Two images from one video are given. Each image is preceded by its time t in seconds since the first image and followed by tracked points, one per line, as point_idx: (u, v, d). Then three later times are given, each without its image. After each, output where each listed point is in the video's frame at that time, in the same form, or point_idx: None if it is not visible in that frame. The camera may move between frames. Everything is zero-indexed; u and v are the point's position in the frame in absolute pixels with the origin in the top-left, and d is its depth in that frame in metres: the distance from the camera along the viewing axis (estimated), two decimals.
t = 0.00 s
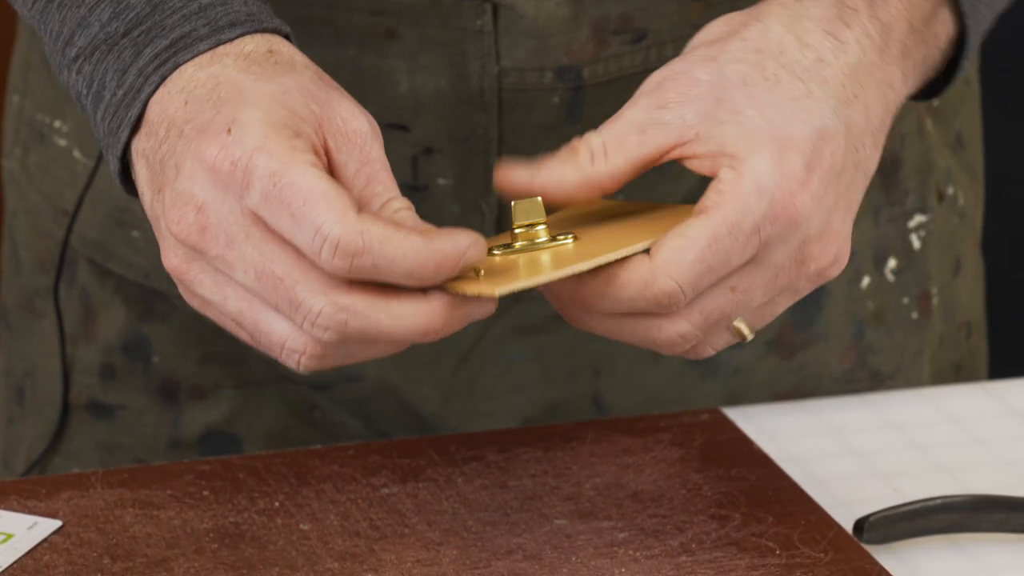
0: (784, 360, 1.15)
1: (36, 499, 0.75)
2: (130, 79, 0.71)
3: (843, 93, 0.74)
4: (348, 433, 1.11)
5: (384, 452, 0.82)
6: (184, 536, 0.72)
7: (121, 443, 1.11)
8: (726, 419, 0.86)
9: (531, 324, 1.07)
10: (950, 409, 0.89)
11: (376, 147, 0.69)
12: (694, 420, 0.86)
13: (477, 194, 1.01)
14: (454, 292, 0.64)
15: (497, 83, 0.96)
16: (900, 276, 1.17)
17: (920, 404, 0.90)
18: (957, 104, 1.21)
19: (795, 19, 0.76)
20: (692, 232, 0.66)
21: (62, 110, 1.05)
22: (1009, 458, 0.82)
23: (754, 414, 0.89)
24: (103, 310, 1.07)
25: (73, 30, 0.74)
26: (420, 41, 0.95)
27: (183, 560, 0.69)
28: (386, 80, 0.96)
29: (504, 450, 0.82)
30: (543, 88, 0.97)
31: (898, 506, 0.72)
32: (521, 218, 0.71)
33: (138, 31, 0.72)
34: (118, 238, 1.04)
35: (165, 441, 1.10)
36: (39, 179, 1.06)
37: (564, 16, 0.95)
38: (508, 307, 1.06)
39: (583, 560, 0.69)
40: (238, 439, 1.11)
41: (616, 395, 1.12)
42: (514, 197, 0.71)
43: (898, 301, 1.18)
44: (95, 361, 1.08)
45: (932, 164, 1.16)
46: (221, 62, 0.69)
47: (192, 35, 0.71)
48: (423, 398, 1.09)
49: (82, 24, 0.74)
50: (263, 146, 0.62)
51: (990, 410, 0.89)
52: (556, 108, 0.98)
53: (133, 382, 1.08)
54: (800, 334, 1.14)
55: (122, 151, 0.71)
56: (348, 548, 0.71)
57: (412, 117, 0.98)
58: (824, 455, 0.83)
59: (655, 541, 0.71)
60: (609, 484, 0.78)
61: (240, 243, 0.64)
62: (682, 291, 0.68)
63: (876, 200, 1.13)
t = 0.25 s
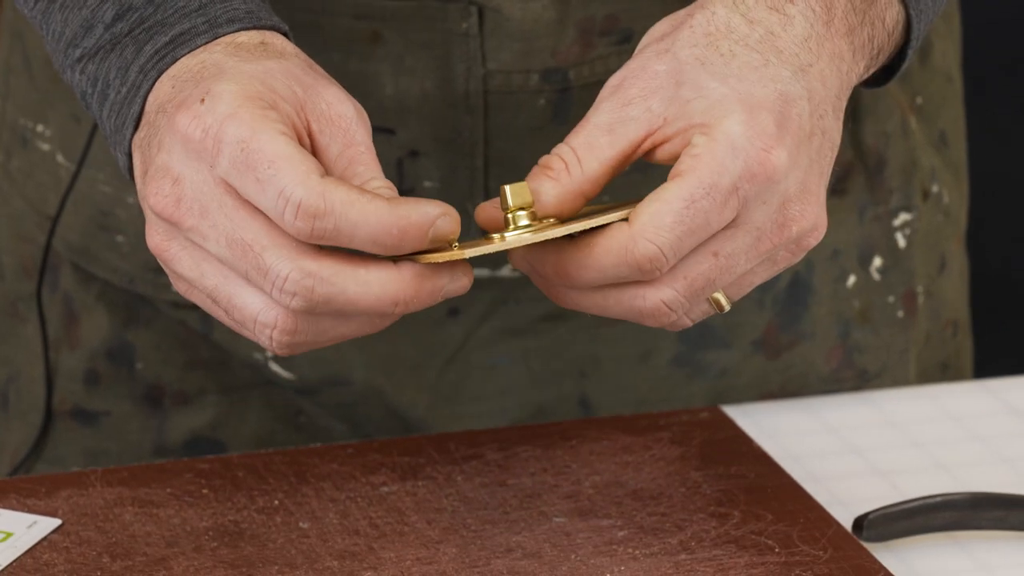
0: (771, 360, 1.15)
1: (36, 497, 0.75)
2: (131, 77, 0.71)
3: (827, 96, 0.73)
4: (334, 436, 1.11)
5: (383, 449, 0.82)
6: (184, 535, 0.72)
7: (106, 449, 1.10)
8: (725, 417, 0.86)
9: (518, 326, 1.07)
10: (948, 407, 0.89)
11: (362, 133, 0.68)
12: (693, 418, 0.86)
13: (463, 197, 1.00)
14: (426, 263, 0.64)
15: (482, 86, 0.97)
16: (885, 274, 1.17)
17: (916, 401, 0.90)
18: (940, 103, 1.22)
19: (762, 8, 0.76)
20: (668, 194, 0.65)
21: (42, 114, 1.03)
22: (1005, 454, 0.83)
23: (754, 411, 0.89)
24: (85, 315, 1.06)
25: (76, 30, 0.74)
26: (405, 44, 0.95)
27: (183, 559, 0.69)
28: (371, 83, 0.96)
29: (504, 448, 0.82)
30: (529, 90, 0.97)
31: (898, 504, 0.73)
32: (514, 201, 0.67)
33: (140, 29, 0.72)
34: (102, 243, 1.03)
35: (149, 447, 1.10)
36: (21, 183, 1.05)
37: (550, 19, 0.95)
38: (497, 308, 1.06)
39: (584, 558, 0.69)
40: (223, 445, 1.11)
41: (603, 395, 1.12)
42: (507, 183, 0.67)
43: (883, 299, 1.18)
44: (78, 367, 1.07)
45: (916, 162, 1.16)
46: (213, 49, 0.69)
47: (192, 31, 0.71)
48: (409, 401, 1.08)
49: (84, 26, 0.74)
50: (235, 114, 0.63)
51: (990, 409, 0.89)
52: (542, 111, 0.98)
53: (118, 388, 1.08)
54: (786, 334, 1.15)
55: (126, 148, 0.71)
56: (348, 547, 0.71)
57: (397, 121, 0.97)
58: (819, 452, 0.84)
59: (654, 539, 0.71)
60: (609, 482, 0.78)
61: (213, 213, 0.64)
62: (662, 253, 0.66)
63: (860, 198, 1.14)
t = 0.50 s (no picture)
0: (769, 360, 1.15)
1: (37, 496, 0.75)
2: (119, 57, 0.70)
3: (836, 89, 0.72)
4: (332, 437, 1.11)
5: (384, 449, 0.82)
6: (185, 534, 0.72)
7: (104, 451, 1.10)
8: (725, 417, 0.86)
9: (517, 326, 1.07)
10: (947, 407, 0.89)
11: (354, 114, 0.66)
12: (694, 418, 0.86)
13: (462, 198, 1.01)
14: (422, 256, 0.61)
15: (481, 86, 0.96)
16: (883, 274, 1.17)
17: (915, 400, 0.90)
18: (937, 102, 1.22)
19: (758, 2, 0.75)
20: (657, 163, 0.63)
21: (39, 115, 1.03)
22: (1005, 454, 0.83)
23: (754, 410, 0.89)
24: (82, 317, 1.06)
25: (65, 11, 0.74)
26: (404, 44, 0.94)
27: (184, 558, 0.69)
28: (370, 83, 0.96)
29: (504, 448, 0.82)
30: (527, 90, 0.97)
31: (899, 503, 0.73)
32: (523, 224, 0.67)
33: (127, 10, 0.71)
34: (100, 245, 1.03)
35: (148, 449, 1.10)
36: (18, 185, 1.04)
37: (550, 19, 0.95)
38: (495, 309, 1.06)
39: (584, 557, 0.69)
40: (221, 446, 1.11)
41: (602, 395, 1.12)
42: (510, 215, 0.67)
43: (882, 299, 1.18)
44: (76, 369, 1.07)
45: (914, 161, 1.16)
46: (201, 31, 0.69)
47: (179, 11, 0.70)
48: (408, 402, 1.08)
49: (71, 7, 0.73)
50: (227, 98, 0.61)
51: (990, 409, 0.89)
52: (541, 111, 0.98)
53: (116, 389, 1.08)
54: (785, 334, 1.15)
55: (114, 128, 0.70)
56: (349, 546, 0.71)
57: (395, 122, 0.97)
58: (820, 452, 0.84)
59: (655, 538, 0.71)
60: (610, 481, 0.78)
61: (198, 194, 0.61)
62: (658, 220, 0.63)
63: (858, 198, 1.14)
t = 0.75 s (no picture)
0: (770, 360, 1.15)
1: (38, 495, 0.75)
2: (116, 39, 0.71)
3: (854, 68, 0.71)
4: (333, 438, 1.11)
5: (386, 447, 0.82)
6: (187, 532, 0.72)
7: (104, 452, 1.10)
8: (726, 415, 0.86)
9: (517, 327, 1.07)
10: (950, 406, 0.89)
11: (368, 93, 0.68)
12: (696, 417, 0.86)
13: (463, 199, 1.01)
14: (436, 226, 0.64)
15: (483, 87, 0.96)
16: (884, 274, 1.17)
17: (918, 399, 0.90)
18: (937, 102, 1.22)
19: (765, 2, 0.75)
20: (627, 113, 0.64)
21: (39, 117, 1.03)
22: (1007, 452, 0.83)
23: (756, 409, 0.89)
24: (82, 318, 1.06)
25: None
26: (406, 44, 0.94)
27: (186, 556, 0.69)
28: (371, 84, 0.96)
29: (506, 447, 0.82)
30: (529, 91, 0.97)
31: (901, 502, 0.73)
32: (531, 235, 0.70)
33: None
34: (101, 245, 1.03)
35: (148, 451, 1.10)
36: (18, 186, 1.04)
37: (552, 19, 0.95)
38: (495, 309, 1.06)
39: (586, 556, 0.69)
40: (222, 448, 1.11)
41: (603, 395, 1.12)
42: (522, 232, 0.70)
43: (883, 299, 1.18)
44: (76, 371, 1.07)
45: (915, 161, 1.16)
46: (208, 12, 0.69)
47: None
48: (408, 403, 1.08)
49: None
50: (262, 79, 0.61)
51: (993, 407, 0.89)
52: (542, 111, 0.98)
53: (116, 391, 1.08)
54: (785, 333, 1.15)
55: (109, 111, 0.71)
56: (351, 544, 0.71)
57: (397, 122, 0.97)
58: (821, 451, 0.84)
59: (657, 537, 0.71)
60: (612, 480, 0.78)
61: (238, 177, 0.61)
62: (631, 162, 0.64)
63: (859, 198, 1.14)
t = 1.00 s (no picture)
0: (770, 360, 1.15)
1: (39, 494, 0.75)
2: (124, 48, 0.71)
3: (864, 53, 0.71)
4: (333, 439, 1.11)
5: (387, 447, 0.82)
6: (187, 531, 0.72)
7: (104, 454, 1.10)
8: (726, 415, 0.86)
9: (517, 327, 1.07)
10: (950, 405, 0.89)
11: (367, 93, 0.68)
12: (696, 416, 0.86)
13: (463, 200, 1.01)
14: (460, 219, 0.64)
15: (484, 88, 0.96)
16: (883, 273, 1.17)
17: (917, 398, 0.90)
18: (935, 102, 1.22)
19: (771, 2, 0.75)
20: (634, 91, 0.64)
21: (38, 118, 1.03)
22: (1007, 451, 0.83)
23: (755, 407, 0.89)
24: (81, 320, 1.06)
25: (64, 5, 0.75)
26: (407, 46, 0.95)
27: (185, 555, 0.69)
28: (372, 85, 0.96)
29: (506, 446, 0.82)
30: (531, 92, 0.97)
31: (901, 501, 0.73)
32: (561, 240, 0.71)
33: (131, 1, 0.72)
34: (101, 247, 1.03)
35: (149, 452, 1.10)
36: (17, 188, 1.04)
37: (554, 20, 0.95)
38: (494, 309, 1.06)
39: (586, 555, 0.69)
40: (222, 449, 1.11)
41: (602, 394, 1.12)
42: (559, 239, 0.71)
43: (882, 298, 1.18)
44: (76, 373, 1.07)
45: (914, 160, 1.17)
46: (214, 20, 0.69)
47: (185, 3, 0.70)
48: (409, 404, 1.09)
49: None
50: (257, 71, 0.61)
51: (992, 406, 0.89)
52: (544, 112, 0.98)
53: (116, 393, 1.08)
54: (785, 333, 1.15)
55: (114, 121, 0.71)
56: (351, 543, 0.71)
57: (398, 123, 0.97)
58: (821, 450, 0.84)
59: (658, 536, 0.71)
60: (612, 479, 0.78)
61: (234, 168, 0.62)
62: (641, 138, 0.64)
63: (858, 198, 1.14)
